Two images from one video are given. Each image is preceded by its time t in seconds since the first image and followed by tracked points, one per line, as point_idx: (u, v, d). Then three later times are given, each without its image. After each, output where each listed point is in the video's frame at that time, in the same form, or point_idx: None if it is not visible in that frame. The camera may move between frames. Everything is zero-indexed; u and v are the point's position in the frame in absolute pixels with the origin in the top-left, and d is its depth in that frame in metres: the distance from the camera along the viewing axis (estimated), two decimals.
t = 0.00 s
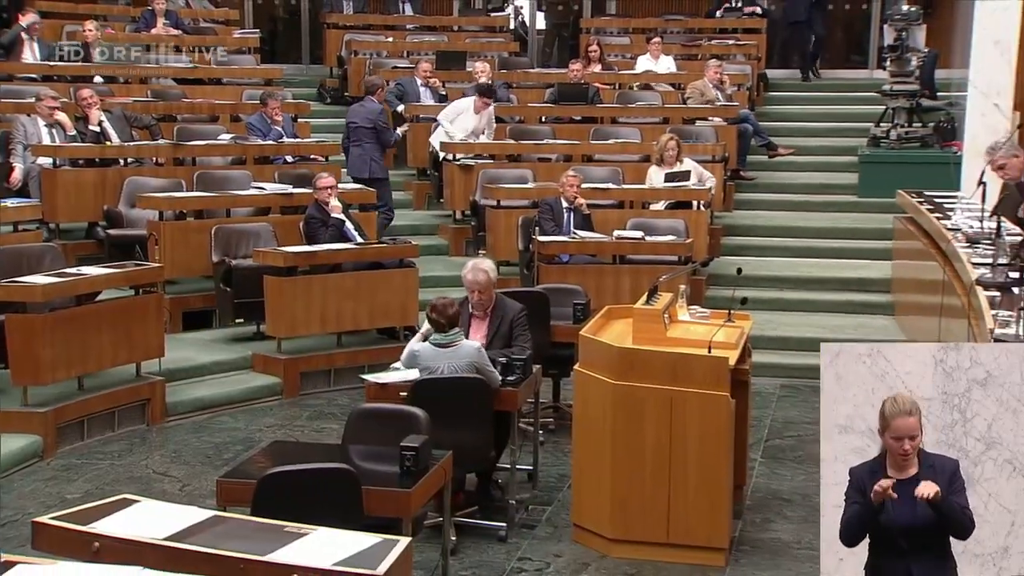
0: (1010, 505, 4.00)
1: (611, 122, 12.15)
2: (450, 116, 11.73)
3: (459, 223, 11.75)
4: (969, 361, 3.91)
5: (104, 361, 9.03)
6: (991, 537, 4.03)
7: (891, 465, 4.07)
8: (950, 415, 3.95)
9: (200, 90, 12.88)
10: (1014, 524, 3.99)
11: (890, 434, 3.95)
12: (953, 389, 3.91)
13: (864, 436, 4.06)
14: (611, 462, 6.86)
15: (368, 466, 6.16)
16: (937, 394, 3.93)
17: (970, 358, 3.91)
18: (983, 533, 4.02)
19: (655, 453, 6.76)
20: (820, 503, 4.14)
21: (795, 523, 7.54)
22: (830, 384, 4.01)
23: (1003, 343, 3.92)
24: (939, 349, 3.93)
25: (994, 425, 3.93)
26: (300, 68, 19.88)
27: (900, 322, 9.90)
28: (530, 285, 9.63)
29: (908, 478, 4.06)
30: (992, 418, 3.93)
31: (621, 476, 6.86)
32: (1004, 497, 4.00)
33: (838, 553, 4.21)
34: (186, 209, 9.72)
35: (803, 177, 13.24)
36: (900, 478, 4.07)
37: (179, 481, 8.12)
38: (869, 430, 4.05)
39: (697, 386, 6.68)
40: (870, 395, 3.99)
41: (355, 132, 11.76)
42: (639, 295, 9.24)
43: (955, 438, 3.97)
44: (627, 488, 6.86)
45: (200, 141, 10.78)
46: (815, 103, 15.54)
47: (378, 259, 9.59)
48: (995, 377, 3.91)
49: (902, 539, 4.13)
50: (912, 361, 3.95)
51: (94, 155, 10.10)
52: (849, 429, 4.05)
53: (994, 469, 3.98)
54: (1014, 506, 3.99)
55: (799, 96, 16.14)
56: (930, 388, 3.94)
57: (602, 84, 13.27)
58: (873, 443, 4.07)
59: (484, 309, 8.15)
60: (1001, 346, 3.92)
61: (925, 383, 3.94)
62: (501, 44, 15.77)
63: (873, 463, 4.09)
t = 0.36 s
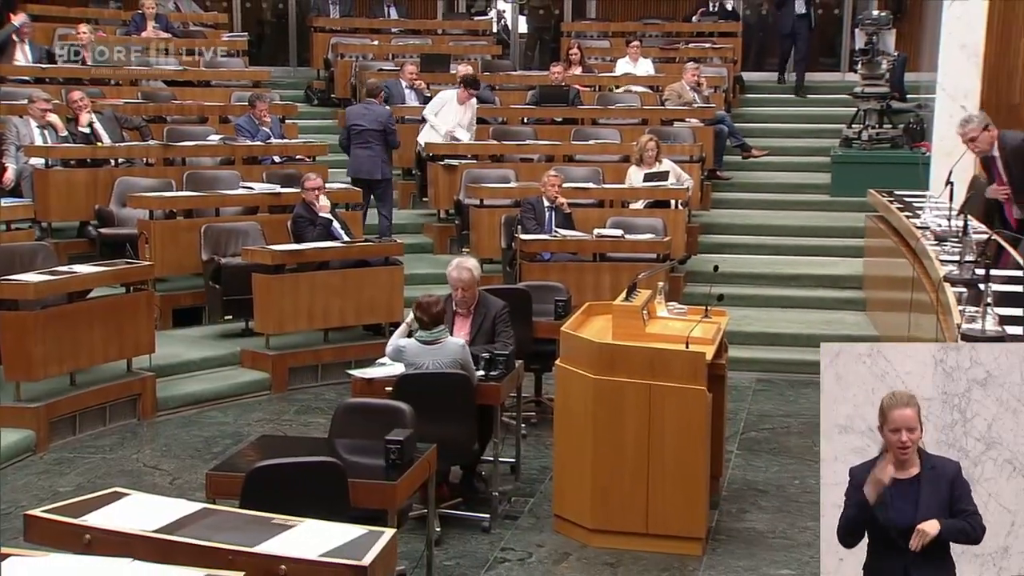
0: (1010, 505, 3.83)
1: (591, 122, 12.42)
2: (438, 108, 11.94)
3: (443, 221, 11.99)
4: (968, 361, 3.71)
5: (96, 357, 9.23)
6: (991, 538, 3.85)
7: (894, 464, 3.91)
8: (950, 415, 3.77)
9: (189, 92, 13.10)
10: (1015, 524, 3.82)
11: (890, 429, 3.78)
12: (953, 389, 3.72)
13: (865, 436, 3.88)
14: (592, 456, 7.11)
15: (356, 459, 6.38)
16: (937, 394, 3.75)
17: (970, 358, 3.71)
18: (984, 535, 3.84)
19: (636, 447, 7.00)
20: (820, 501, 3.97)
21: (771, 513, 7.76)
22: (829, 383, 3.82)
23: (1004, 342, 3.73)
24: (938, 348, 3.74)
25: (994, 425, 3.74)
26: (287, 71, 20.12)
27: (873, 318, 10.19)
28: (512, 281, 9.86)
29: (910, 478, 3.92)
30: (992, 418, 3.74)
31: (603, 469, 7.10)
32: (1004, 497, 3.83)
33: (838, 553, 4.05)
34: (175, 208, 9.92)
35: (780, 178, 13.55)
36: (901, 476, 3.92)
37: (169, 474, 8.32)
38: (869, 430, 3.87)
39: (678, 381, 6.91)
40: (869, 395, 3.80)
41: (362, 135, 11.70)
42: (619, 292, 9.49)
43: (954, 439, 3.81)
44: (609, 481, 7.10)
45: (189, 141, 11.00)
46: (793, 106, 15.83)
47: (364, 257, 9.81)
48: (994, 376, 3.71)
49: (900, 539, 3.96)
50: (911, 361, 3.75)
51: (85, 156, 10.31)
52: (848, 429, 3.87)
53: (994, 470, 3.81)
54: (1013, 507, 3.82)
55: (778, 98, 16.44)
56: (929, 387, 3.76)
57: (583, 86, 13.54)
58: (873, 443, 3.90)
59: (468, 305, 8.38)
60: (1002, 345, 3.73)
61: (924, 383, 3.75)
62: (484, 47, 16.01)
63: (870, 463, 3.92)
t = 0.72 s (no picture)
0: (1009, 504, 4.31)
1: (577, 125, 12.68)
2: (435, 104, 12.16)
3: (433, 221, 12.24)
4: (967, 361, 4.24)
5: (93, 353, 9.44)
6: (991, 538, 4.34)
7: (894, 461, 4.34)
8: (950, 416, 4.25)
9: (185, 94, 13.34)
10: (1013, 523, 4.31)
11: (889, 419, 4.21)
12: (953, 389, 4.23)
13: (864, 436, 4.39)
14: (576, 450, 7.36)
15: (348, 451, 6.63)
16: (937, 394, 4.24)
17: (969, 359, 4.24)
18: (985, 533, 4.33)
19: (618, 441, 7.24)
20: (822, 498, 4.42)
21: (751, 504, 8.00)
22: (830, 384, 4.36)
23: (1001, 345, 4.24)
24: (938, 351, 4.26)
25: (993, 425, 4.25)
26: (281, 73, 20.36)
27: (852, 314, 10.44)
28: (500, 280, 10.09)
29: (910, 475, 4.33)
30: (992, 418, 4.25)
31: (590, 462, 7.34)
32: (1003, 495, 4.30)
33: (838, 553, 4.64)
34: (172, 208, 10.15)
35: (764, 178, 13.83)
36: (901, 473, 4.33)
37: (166, 468, 8.54)
38: (868, 430, 4.38)
39: (661, 376, 7.15)
40: (868, 395, 4.33)
41: (370, 135, 11.91)
42: (604, 289, 9.74)
43: (954, 438, 4.26)
44: (595, 472, 7.34)
45: (184, 143, 11.25)
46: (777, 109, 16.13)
47: (355, 256, 10.04)
48: (992, 377, 4.23)
49: (901, 534, 4.32)
50: (912, 363, 4.26)
51: (83, 157, 10.56)
52: (847, 429, 4.39)
53: (994, 469, 4.28)
54: (1012, 505, 4.30)
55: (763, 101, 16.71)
56: (929, 389, 4.25)
57: (569, 89, 13.81)
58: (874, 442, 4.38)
59: (458, 303, 8.60)
60: (999, 347, 4.24)
61: (925, 383, 4.25)
62: (472, 50, 16.25)
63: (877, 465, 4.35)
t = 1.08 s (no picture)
0: (1011, 504, 3.59)
1: (561, 128, 12.94)
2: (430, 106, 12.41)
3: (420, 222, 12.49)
4: (969, 361, 3.51)
5: (87, 352, 9.64)
6: (990, 538, 3.62)
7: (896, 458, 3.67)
8: (949, 416, 3.57)
9: (177, 98, 13.58)
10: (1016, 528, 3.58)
11: (891, 418, 3.58)
12: (954, 389, 3.53)
13: (866, 437, 3.66)
14: (561, 447, 7.60)
15: (338, 445, 6.84)
16: (937, 393, 3.54)
17: (970, 357, 3.51)
18: (984, 534, 3.62)
19: (602, 439, 7.48)
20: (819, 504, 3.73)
21: (730, 498, 8.23)
22: (829, 384, 3.60)
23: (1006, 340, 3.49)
24: (938, 348, 3.55)
25: (995, 425, 3.53)
26: (272, 78, 20.68)
27: (828, 313, 10.74)
28: (486, 279, 10.32)
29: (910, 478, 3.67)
30: (993, 418, 3.53)
31: (574, 460, 7.59)
32: (1004, 497, 3.59)
33: (838, 552, 3.80)
34: (164, 209, 10.36)
35: (744, 181, 14.14)
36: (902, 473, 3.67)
37: (158, 464, 8.73)
38: (870, 430, 3.66)
39: (646, 374, 7.38)
40: (870, 396, 3.59)
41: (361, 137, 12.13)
42: (586, 289, 9.98)
43: (953, 439, 3.59)
44: (579, 470, 7.59)
45: (176, 146, 11.48)
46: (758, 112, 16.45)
47: (344, 256, 10.27)
48: (996, 376, 3.49)
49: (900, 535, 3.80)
50: (912, 361, 3.56)
51: (78, 159, 10.79)
52: (848, 430, 3.65)
53: (994, 470, 3.59)
54: (1014, 508, 3.59)
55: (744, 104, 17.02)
56: (930, 387, 3.55)
57: (553, 94, 14.09)
58: (873, 443, 3.68)
59: (445, 302, 8.84)
60: (1003, 343, 3.50)
61: (925, 382, 3.55)
62: (459, 56, 16.54)
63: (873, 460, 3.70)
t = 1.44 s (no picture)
0: (1009, 504, 3.89)
1: (548, 132, 13.22)
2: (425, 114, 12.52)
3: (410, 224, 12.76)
4: (968, 361, 3.85)
5: (86, 350, 9.88)
6: (990, 537, 3.92)
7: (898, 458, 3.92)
8: (949, 416, 3.87)
9: (173, 103, 13.84)
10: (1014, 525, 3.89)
11: (893, 419, 3.88)
12: (953, 389, 3.86)
13: (866, 437, 3.96)
14: (547, 443, 7.86)
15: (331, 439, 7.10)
16: (937, 393, 3.86)
17: (970, 358, 3.85)
18: (984, 532, 3.91)
19: (588, 434, 7.74)
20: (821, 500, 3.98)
21: (712, 491, 8.50)
22: (830, 384, 3.94)
23: (1004, 343, 3.85)
24: (938, 349, 3.88)
25: (994, 424, 3.87)
26: (264, 83, 20.95)
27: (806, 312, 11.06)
28: (475, 279, 10.59)
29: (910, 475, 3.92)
30: (992, 418, 3.87)
31: (559, 456, 7.85)
32: (1004, 497, 3.89)
33: (838, 552, 4.08)
34: (161, 211, 10.62)
35: (728, 183, 14.43)
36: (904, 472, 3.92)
37: (156, 460, 8.98)
38: (870, 430, 3.96)
39: (629, 370, 7.65)
40: (869, 395, 3.93)
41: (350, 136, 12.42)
42: (572, 289, 10.26)
43: (954, 437, 3.89)
44: (564, 465, 7.86)
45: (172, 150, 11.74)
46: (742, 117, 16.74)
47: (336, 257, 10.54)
48: (994, 377, 3.84)
49: (902, 534, 3.96)
50: (912, 362, 3.89)
51: (76, 163, 11.05)
52: (848, 429, 3.96)
53: (994, 470, 3.88)
54: (1012, 506, 3.88)
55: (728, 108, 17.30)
56: (931, 387, 3.87)
57: (540, 99, 14.38)
58: (875, 443, 3.96)
59: (436, 302, 9.09)
60: (1001, 345, 3.85)
61: (925, 382, 3.88)
62: (448, 62, 16.80)
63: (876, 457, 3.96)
